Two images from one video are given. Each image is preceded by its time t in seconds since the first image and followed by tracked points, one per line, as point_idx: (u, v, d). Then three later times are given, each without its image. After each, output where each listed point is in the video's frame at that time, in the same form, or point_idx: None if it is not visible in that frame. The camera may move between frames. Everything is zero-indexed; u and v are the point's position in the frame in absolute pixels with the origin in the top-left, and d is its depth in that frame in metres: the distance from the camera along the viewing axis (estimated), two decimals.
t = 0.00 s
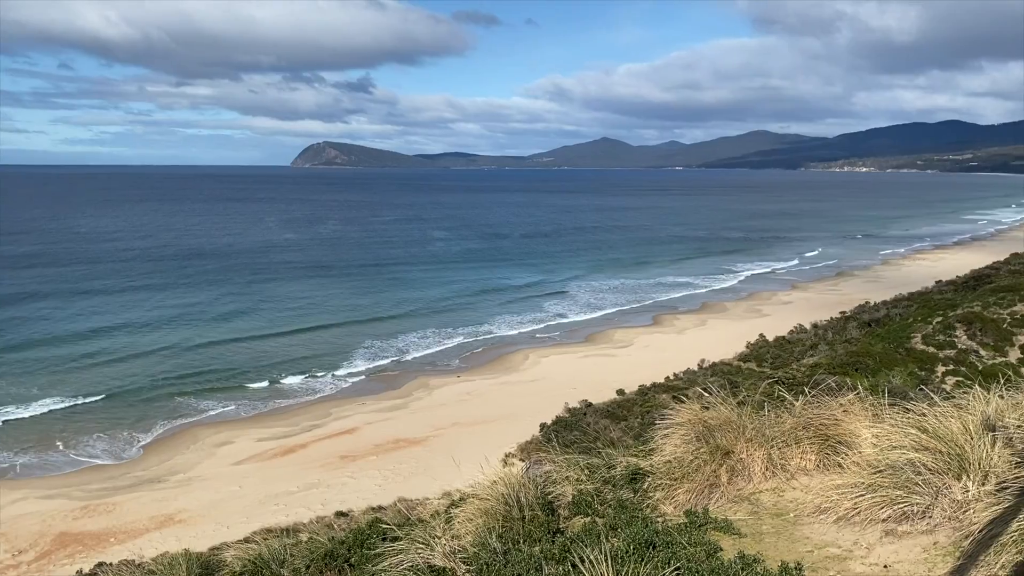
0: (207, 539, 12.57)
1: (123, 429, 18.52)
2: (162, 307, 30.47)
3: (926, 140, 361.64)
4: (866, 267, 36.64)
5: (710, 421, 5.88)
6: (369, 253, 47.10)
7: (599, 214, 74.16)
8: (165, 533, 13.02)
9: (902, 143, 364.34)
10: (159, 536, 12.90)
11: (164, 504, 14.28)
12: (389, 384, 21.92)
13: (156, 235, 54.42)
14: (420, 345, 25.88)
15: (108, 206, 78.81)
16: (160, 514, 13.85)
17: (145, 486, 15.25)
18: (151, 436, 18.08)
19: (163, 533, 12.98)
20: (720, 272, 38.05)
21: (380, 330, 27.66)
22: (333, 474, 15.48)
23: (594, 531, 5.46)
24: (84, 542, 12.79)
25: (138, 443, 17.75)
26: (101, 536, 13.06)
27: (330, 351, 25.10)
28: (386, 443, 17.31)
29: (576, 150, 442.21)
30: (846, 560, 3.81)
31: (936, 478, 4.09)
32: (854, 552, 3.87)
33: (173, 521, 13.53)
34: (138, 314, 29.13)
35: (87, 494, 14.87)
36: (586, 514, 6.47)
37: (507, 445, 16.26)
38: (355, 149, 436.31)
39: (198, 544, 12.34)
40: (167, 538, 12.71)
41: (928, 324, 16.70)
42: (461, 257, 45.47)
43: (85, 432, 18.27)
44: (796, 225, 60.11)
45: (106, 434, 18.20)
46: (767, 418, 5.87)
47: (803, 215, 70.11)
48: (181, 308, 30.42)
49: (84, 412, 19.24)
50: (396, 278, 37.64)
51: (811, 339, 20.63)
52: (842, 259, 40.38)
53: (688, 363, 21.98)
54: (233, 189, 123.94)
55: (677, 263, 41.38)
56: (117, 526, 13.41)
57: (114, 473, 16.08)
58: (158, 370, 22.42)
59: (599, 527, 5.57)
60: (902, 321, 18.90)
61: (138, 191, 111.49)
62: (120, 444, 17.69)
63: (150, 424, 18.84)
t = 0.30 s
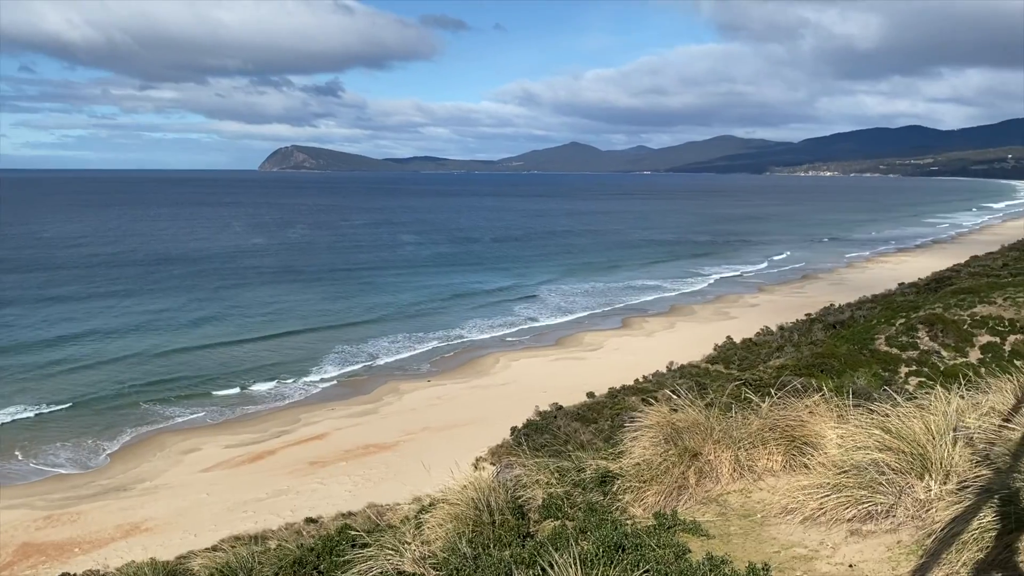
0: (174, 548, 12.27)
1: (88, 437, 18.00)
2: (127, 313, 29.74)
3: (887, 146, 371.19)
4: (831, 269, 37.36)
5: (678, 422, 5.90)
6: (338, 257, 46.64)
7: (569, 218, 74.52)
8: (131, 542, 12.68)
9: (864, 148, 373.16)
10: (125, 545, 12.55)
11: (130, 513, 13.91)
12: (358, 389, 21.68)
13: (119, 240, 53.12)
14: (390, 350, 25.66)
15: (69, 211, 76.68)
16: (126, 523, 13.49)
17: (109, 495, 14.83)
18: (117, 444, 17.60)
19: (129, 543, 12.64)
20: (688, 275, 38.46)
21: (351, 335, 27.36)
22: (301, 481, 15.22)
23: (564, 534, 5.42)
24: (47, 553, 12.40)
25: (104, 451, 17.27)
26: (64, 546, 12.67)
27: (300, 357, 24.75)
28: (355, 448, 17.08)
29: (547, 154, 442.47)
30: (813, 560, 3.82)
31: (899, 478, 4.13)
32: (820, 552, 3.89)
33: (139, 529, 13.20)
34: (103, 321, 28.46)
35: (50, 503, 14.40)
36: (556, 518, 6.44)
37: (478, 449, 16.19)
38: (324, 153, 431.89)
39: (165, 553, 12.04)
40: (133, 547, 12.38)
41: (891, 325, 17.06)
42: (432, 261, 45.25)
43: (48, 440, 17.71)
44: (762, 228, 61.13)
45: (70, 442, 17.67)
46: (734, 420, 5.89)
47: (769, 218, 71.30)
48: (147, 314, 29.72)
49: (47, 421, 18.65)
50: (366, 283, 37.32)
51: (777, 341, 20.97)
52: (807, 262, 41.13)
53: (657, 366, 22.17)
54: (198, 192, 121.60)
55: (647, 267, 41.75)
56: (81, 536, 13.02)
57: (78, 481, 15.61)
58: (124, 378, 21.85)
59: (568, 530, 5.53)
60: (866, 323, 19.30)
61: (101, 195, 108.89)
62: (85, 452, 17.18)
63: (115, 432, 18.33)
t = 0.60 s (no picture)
0: (136, 558, 11.91)
1: (47, 447, 17.39)
2: (87, 320, 28.87)
3: (846, 151, 380.18)
4: (794, 272, 38.09)
5: (644, 425, 5.87)
6: (303, 262, 45.97)
7: (537, 222, 74.71)
8: (91, 553, 12.28)
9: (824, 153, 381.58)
10: (85, 556, 12.16)
11: (90, 523, 13.47)
12: (324, 395, 21.34)
13: (77, 245, 51.56)
14: (358, 355, 25.35)
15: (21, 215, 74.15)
16: (86, 533, 13.07)
17: (68, 505, 14.35)
18: (77, 454, 17.04)
19: (89, 553, 12.24)
20: (655, 279, 38.82)
21: (318, 341, 26.97)
22: (267, 488, 14.88)
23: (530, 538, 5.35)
24: (4, 565, 11.96)
25: (64, 461, 16.70)
26: (20, 558, 12.22)
27: (266, 363, 24.30)
28: (322, 455, 16.79)
29: (514, 158, 442.93)
30: (775, 561, 3.82)
31: (860, 479, 4.14)
32: (782, 552, 3.89)
33: (100, 539, 12.79)
34: (63, 328, 27.60)
35: (6, 515, 13.88)
36: (523, 523, 6.36)
37: (446, 454, 16.05)
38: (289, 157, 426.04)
39: (127, 564, 11.68)
40: (93, 558, 11.99)
41: (853, 327, 17.39)
42: (400, 265, 44.91)
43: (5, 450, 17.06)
44: (725, 232, 62.09)
45: (28, 452, 17.05)
46: (697, 423, 5.88)
47: (733, 222, 72.45)
48: (107, 321, 28.88)
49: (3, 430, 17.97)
50: (333, 288, 36.84)
51: (742, 343, 21.26)
52: (771, 265, 41.85)
53: (624, 369, 22.31)
54: (157, 197, 118.73)
55: (614, 270, 42.07)
56: (38, 547, 12.57)
57: (37, 492, 15.06)
58: (84, 386, 21.18)
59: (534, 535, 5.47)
60: (829, 325, 19.65)
61: (57, 199, 105.69)
62: (44, 462, 16.59)
63: (76, 441, 17.75)
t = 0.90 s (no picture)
0: (92, 571, 11.51)
1: None
2: (41, 329, 27.90)
3: (803, 157, 389.60)
4: (755, 276, 38.78)
5: (605, 429, 5.85)
6: (265, 268, 45.20)
7: (503, 227, 74.75)
8: (45, 566, 11.83)
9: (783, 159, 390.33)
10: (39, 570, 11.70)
11: (45, 535, 12.98)
12: (287, 402, 20.92)
13: (28, 251, 49.84)
14: (323, 362, 24.96)
15: None
16: (41, 546, 12.59)
17: (21, 517, 13.80)
18: (32, 465, 16.41)
19: (44, 567, 11.79)
20: (620, 283, 39.11)
21: (283, 348, 26.49)
22: (229, 497, 14.49)
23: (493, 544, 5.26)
24: None
25: (19, 472, 16.08)
26: None
27: (228, 370, 23.76)
28: (285, 462, 16.43)
29: (480, 163, 442.95)
30: (736, 564, 3.81)
31: (818, 480, 4.15)
32: (743, 554, 3.87)
33: (56, 552, 12.35)
34: (16, 336, 26.61)
35: None
36: (485, 528, 6.26)
37: (410, 461, 15.84)
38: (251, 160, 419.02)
39: None
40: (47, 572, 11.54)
41: (813, 329, 17.70)
42: (364, 270, 44.45)
43: None
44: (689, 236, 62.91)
45: None
46: (659, 426, 5.87)
47: (696, 226, 73.51)
48: (63, 329, 27.95)
49: None
50: (296, 294, 36.28)
51: (705, 346, 21.52)
52: (733, 268, 42.53)
53: (589, 372, 22.39)
54: (112, 201, 115.57)
55: (580, 275, 42.27)
56: None
57: None
58: (39, 396, 20.45)
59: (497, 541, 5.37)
60: (789, 327, 20.00)
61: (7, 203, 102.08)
62: None
63: (31, 452, 17.10)
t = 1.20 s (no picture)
0: None
1: None
2: None
3: (761, 164, 397.80)
4: (715, 280, 39.34)
5: (562, 436, 5.76)
6: (223, 274, 44.17)
7: (467, 232, 74.51)
8: None
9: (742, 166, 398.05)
10: None
11: None
12: (246, 411, 20.41)
13: None
14: (284, 370, 24.45)
15: None
16: None
17: None
18: None
19: None
20: (584, 288, 39.29)
21: (243, 356, 25.89)
22: (187, 507, 14.04)
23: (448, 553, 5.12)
24: None
25: None
26: None
27: (187, 379, 23.12)
28: (244, 471, 15.99)
29: (443, 169, 441.81)
30: (690, 569, 3.76)
31: (771, 484, 4.12)
32: (697, 560, 3.83)
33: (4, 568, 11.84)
34: None
35: None
36: (442, 537, 6.10)
37: (372, 469, 15.58)
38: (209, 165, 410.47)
39: None
40: None
41: (772, 333, 17.98)
42: (326, 277, 43.82)
43: None
44: (650, 242, 63.53)
45: None
46: (616, 431, 5.80)
47: (658, 231, 74.39)
48: (11, 338, 26.86)
49: None
50: (255, 301, 35.54)
51: (666, 350, 21.70)
52: (694, 273, 43.08)
53: (552, 377, 22.39)
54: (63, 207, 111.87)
55: (543, 280, 42.31)
56: None
57: None
58: None
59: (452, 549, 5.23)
60: (748, 331, 20.29)
61: None
62: None
63: None
